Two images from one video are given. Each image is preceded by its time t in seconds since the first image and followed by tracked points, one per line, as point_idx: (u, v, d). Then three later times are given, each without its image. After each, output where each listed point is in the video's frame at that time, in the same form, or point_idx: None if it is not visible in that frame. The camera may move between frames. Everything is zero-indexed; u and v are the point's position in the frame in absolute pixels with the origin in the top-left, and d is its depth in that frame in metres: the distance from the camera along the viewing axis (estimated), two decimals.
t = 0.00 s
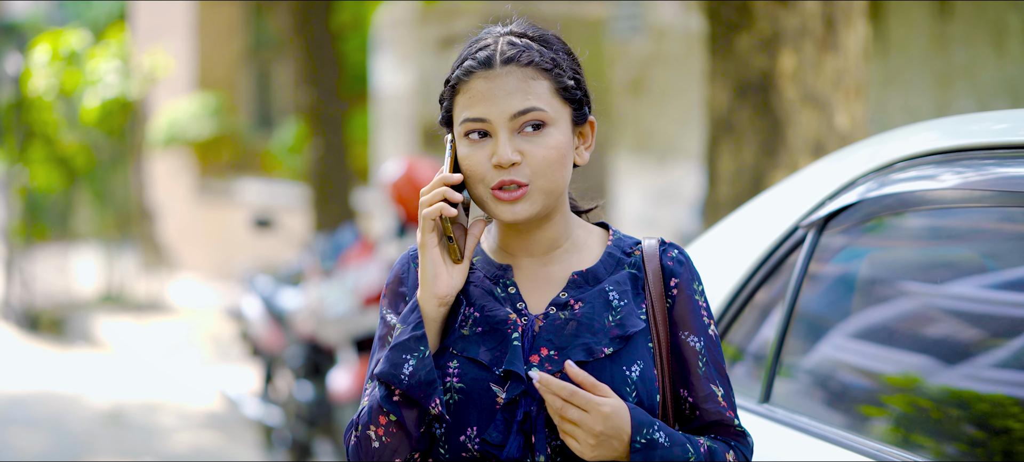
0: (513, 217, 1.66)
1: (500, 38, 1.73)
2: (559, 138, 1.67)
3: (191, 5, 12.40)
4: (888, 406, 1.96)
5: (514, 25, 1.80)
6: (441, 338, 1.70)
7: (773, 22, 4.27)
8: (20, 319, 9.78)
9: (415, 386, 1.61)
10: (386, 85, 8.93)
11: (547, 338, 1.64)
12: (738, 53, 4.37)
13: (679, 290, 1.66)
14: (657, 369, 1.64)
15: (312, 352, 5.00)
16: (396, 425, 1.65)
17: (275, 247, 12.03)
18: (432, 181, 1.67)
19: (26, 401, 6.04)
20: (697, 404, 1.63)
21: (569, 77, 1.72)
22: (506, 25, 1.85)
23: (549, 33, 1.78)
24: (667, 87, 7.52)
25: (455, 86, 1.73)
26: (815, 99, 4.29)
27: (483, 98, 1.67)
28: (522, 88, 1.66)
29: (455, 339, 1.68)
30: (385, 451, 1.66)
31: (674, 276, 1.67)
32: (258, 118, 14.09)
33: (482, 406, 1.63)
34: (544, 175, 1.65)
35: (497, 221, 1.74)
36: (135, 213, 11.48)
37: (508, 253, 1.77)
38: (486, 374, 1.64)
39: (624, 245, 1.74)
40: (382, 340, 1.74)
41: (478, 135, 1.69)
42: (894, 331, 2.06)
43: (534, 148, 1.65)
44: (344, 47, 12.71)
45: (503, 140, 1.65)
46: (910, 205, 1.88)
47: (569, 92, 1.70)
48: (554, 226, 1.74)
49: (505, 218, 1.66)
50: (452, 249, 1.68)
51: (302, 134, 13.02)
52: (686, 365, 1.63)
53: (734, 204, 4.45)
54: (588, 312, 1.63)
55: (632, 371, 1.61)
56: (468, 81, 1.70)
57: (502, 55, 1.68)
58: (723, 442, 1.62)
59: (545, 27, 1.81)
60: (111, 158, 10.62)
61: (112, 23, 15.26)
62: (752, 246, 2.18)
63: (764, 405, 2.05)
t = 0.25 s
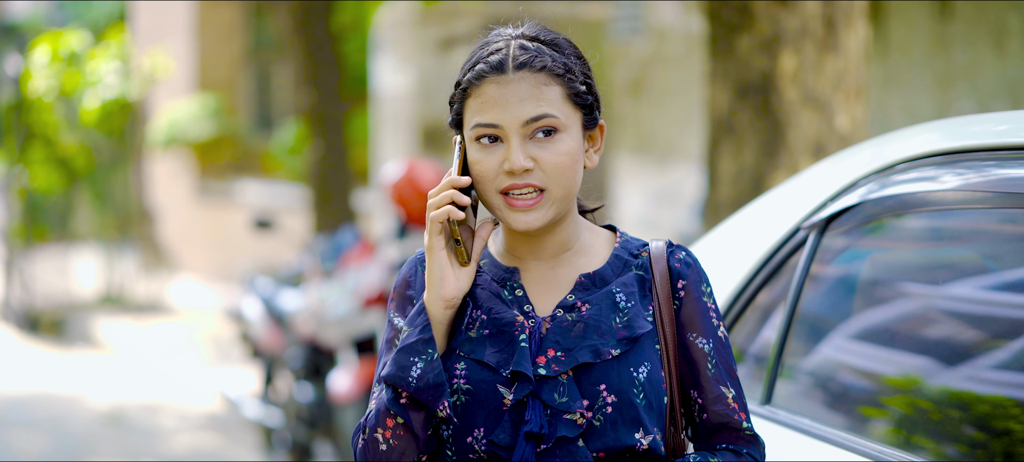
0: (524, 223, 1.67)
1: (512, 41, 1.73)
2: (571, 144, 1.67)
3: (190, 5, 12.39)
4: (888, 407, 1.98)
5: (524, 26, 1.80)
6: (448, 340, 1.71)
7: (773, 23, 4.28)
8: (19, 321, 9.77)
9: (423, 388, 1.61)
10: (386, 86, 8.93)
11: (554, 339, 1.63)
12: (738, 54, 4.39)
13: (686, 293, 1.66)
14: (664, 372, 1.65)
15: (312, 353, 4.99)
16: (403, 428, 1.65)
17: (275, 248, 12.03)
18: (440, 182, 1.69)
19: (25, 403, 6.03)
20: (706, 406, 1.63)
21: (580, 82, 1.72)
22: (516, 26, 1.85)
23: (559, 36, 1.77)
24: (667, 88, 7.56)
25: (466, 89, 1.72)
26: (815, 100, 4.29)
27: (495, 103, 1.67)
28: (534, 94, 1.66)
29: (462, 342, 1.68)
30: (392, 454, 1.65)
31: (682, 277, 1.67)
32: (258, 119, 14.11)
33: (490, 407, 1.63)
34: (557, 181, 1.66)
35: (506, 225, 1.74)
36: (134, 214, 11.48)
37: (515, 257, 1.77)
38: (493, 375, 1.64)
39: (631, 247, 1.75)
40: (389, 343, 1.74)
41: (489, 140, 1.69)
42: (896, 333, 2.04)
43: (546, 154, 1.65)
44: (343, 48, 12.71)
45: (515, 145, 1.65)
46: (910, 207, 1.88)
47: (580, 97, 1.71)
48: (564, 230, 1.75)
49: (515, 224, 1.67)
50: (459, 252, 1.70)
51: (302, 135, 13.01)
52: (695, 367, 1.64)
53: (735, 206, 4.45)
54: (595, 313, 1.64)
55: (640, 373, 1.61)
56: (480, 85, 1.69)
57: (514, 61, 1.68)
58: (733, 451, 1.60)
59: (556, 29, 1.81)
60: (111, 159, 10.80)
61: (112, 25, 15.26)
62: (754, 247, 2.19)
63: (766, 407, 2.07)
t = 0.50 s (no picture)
0: (537, 229, 1.68)
1: (527, 45, 1.72)
2: (585, 150, 1.68)
3: (191, 6, 12.38)
4: (889, 408, 2.00)
5: (538, 29, 1.79)
6: (458, 343, 1.71)
7: (773, 24, 4.28)
8: (19, 322, 9.76)
9: (434, 391, 1.62)
10: (386, 86, 8.92)
11: (563, 342, 1.64)
12: (738, 54, 4.39)
13: (694, 295, 1.67)
14: (673, 374, 1.65)
15: (313, 354, 4.99)
16: (414, 430, 1.66)
17: (275, 249, 12.04)
18: (454, 185, 1.69)
19: (26, 404, 6.03)
20: (712, 409, 1.63)
21: (594, 87, 1.72)
22: (529, 28, 1.84)
23: (574, 39, 1.77)
24: (668, 90, 7.73)
25: (479, 93, 1.72)
26: (816, 101, 4.29)
27: (510, 108, 1.67)
28: (549, 100, 1.66)
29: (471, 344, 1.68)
30: (402, 456, 1.66)
31: (689, 280, 1.68)
32: (258, 120, 14.12)
33: (499, 409, 1.63)
34: (571, 188, 1.67)
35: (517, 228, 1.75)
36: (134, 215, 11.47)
37: (524, 259, 1.77)
38: (502, 377, 1.64)
39: (638, 250, 1.75)
40: (397, 346, 1.74)
41: (503, 144, 1.69)
42: (898, 334, 2.12)
43: (560, 161, 1.66)
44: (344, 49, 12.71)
45: (529, 151, 1.66)
46: (911, 208, 1.87)
47: (594, 103, 1.71)
48: (574, 234, 1.75)
49: (527, 229, 1.68)
50: (471, 255, 1.69)
51: (302, 136, 13.02)
52: (702, 370, 1.64)
53: (736, 207, 4.46)
54: (604, 316, 1.64)
55: (648, 375, 1.61)
56: (495, 89, 1.69)
57: (530, 65, 1.68)
58: (740, 455, 1.61)
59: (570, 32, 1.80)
60: (110, 160, 10.68)
61: (112, 26, 15.24)
62: (755, 249, 2.17)
63: (767, 407, 2.03)
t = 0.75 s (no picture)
0: (541, 225, 1.67)
1: (531, 44, 1.73)
2: (588, 146, 1.67)
3: (190, 6, 12.37)
4: (887, 408, 2.00)
5: (543, 30, 1.80)
6: (466, 345, 1.71)
7: (773, 25, 4.29)
8: (18, 322, 9.75)
9: (442, 392, 1.62)
10: (386, 87, 8.92)
11: (572, 344, 1.64)
12: (739, 55, 4.39)
13: (703, 297, 1.66)
14: (681, 376, 1.65)
15: (312, 354, 4.99)
16: (422, 431, 1.65)
17: (275, 249, 12.04)
18: (461, 187, 1.69)
19: (26, 404, 6.03)
20: (721, 411, 1.63)
21: (598, 85, 1.72)
22: (534, 30, 1.85)
23: (579, 39, 1.77)
24: (667, 90, 7.86)
25: (484, 92, 1.73)
26: (815, 101, 4.28)
27: (513, 105, 1.67)
28: (552, 96, 1.67)
29: (479, 345, 1.69)
30: (410, 457, 1.67)
31: (699, 281, 1.68)
32: (258, 120, 14.13)
33: (507, 411, 1.63)
34: (575, 183, 1.66)
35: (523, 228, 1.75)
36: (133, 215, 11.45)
37: (534, 260, 1.77)
38: (510, 379, 1.64)
39: (649, 251, 1.75)
40: (406, 346, 1.74)
41: (507, 142, 1.69)
42: (896, 334, 2.10)
43: (563, 156, 1.65)
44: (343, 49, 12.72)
45: (532, 147, 1.65)
46: (911, 209, 1.87)
47: (599, 100, 1.71)
48: (581, 234, 1.75)
49: (532, 226, 1.67)
50: (480, 256, 1.70)
51: (301, 136, 13.01)
52: (710, 372, 1.64)
53: (735, 207, 4.46)
54: (612, 319, 1.64)
55: (656, 378, 1.61)
56: (498, 87, 1.70)
57: (532, 63, 1.68)
58: (749, 457, 1.62)
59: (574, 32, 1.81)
60: (111, 160, 10.68)
61: (111, 26, 15.24)
62: (754, 248, 2.17)
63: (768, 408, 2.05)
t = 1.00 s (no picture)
0: (538, 234, 1.67)
1: (536, 51, 1.73)
2: (587, 157, 1.67)
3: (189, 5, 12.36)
4: (886, 407, 2.01)
5: (552, 36, 1.80)
6: (468, 349, 1.72)
7: (771, 23, 4.28)
8: (17, 321, 9.73)
9: (443, 398, 1.63)
10: (385, 86, 8.92)
11: (576, 349, 1.64)
12: (738, 54, 4.38)
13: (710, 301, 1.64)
14: (687, 380, 1.64)
15: (311, 353, 4.99)
16: (424, 436, 1.67)
17: (274, 249, 12.05)
18: (461, 191, 1.69)
19: (25, 403, 6.02)
20: (731, 413, 1.62)
21: (602, 94, 1.71)
22: (545, 35, 1.85)
23: (587, 46, 1.77)
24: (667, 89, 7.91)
25: (488, 99, 1.73)
26: (814, 101, 4.29)
27: (512, 114, 1.68)
28: (552, 105, 1.66)
29: (485, 348, 1.69)
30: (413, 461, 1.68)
31: (706, 285, 1.66)
32: (257, 120, 14.15)
33: (511, 415, 1.64)
34: (572, 194, 1.66)
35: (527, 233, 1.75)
36: (132, 214, 11.42)
37: (541, 263, 1.77)
38: (514, 383, 1.65)
39: (657, 254, 1.74)
40: (412, 350, 1.76)
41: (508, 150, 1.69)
42: (895, 333, 2.11)
43: (561, 167, 1.65)
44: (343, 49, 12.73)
45: (529, 157, 1.66)
46: (909, 208, 1.87)
47: (601, 109, 1.70)
48: (587, 240, 1.74)
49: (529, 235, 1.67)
50: (480, 261, 1.70)
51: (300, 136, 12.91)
52: (719, 375, 1.62)
53: (735, 206, 4.47)
54: (618, 323, 1.64)
55: (661, 382, 1.61)
56: (500, 95, 1.70)
57: (534, 71, 1.68)
58: (758, 451, 1.60)
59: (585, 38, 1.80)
60: (110, 160, 10.85)
61: (110, 25, 15.22)
62: (753, 247, 2.15)
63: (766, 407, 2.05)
